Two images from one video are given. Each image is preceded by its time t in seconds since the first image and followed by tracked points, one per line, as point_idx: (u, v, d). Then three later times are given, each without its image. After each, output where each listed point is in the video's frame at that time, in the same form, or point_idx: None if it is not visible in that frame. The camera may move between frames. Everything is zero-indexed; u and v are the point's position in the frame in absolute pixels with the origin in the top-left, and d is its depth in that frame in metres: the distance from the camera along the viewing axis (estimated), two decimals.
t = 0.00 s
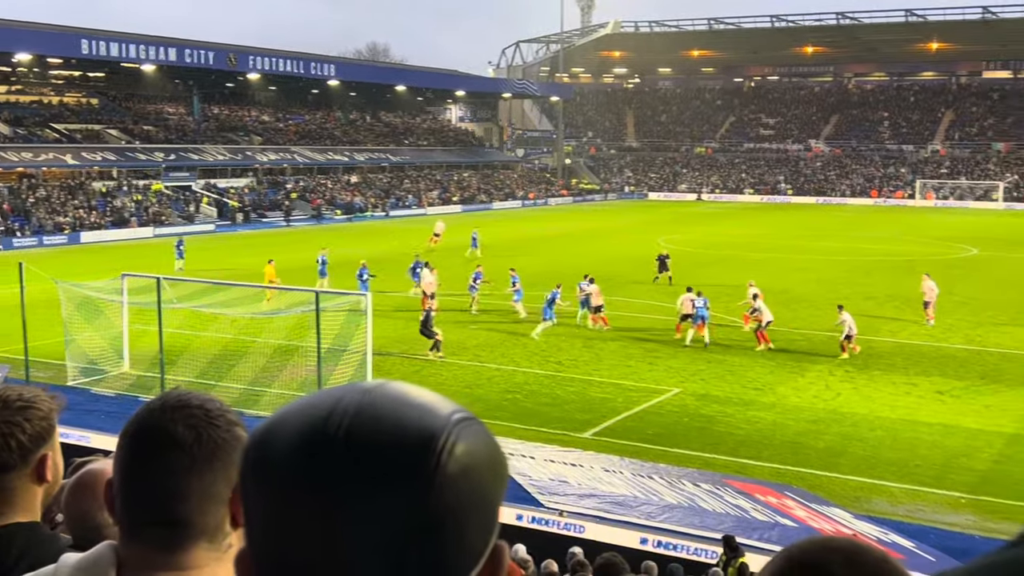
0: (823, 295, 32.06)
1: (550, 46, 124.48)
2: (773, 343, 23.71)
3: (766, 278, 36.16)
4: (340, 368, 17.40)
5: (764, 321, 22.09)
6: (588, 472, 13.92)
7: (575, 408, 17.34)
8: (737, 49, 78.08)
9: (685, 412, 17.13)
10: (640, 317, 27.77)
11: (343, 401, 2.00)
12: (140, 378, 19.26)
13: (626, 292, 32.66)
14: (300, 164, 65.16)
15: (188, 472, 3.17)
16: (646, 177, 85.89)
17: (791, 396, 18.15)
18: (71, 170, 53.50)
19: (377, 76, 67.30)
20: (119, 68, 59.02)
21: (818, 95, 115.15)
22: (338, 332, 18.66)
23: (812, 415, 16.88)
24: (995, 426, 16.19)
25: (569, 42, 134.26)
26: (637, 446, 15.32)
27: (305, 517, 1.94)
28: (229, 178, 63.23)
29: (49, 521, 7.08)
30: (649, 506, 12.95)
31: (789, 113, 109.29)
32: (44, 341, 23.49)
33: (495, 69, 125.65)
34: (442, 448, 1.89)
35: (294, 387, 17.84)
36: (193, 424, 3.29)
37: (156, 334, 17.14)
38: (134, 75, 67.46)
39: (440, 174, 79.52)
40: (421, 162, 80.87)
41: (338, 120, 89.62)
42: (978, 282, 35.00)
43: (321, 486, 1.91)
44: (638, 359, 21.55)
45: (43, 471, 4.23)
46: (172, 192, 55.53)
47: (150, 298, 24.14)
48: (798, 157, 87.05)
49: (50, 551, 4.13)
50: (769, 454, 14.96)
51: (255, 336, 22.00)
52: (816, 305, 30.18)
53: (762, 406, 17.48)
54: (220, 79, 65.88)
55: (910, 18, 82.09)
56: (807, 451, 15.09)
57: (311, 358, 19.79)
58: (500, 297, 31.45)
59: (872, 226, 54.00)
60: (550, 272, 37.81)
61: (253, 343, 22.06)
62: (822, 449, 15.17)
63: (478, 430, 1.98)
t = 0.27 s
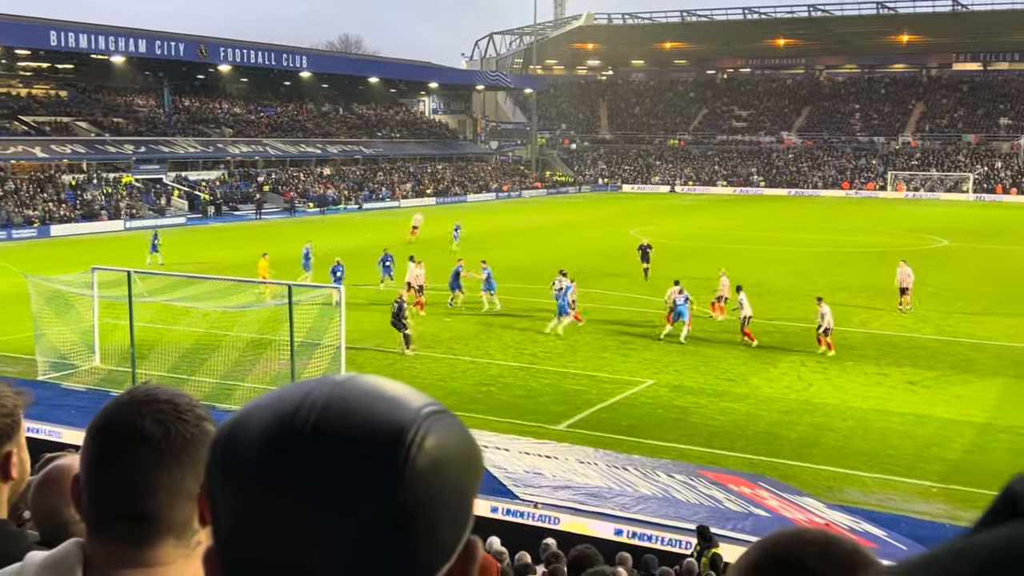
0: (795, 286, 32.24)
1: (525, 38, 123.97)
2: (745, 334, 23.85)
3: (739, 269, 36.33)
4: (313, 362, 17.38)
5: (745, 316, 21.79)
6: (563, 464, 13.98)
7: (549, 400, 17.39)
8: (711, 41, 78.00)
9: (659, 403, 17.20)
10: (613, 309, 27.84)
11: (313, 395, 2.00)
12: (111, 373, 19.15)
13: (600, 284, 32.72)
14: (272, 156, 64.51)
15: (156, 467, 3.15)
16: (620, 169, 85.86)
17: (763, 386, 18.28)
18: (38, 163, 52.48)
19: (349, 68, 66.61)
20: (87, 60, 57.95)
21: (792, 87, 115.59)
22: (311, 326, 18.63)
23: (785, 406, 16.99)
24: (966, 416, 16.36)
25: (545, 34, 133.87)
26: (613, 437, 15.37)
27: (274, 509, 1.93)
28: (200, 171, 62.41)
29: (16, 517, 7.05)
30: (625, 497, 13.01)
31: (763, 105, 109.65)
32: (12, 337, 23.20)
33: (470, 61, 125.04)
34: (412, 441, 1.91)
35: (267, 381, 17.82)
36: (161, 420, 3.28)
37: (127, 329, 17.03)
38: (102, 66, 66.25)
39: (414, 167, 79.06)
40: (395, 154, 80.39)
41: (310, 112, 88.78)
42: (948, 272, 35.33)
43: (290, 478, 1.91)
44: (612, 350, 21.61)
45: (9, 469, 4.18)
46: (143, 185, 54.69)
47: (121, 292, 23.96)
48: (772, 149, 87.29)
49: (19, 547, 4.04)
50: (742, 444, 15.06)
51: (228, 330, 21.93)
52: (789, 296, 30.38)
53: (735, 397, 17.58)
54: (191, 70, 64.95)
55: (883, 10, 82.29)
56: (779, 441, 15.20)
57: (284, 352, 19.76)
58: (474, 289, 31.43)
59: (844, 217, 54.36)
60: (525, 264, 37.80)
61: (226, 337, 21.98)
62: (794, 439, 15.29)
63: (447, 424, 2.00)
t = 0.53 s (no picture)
0: (779, 277, 32.32)
1: (509, 29, 123.49)
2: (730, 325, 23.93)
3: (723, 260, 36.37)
4: (298, 354, 17.41)
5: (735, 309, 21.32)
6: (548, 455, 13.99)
7: (533, 391, 17.42)
8: (695, 32, 77.88)
9: (644, 394, 17.25)
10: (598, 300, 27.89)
11: (295, 389, 1.95)
12: (94, 366, 19.09)
13: (585, 275, 32.74)
14: (256, 148, 64.06)
15: (132, 460, 3.09)
16: (604, 160, 85.79)
17: (748, 377, 18.36)
18: (18, 155, 51.78)
19: (333, 58, 66.10)
20: (67, 51, 57.17)
21: (775, 78, 115.79)
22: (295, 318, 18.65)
23: (769, 396, 17.06)
24: (948, 405, 16.47)
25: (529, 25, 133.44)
26: (599, 428, 15.40)
27: (255, 506, 1.89)
28: (183, 163, 61.81)
29: None
30: (611, 488, 13.03)
31: (746, 96, 109.60)
32: None
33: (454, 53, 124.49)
34: (394, 438, 1.85)
35: (252, 373, 17.83)
36: (138, 413, 3.21)
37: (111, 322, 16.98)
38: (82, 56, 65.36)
39: (398, 158, 78.70)
40: (379, 145, 80.00)
41: (293, 103, 88.13)
42: (930, 263, 35.50)
43: (269, 475, 1.87)
44: (597, 342, 21.66)
45: None
46: (126, 177, 54.09)
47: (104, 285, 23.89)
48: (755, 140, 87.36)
49: None
50: (727, 435, 15.10)
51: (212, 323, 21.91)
52: (773, 287, 30.48)
53: (719, 387, 17.64)
54: (173, 61, 64.25)
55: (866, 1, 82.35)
56: (763, 432, 15.26)
57: (268, 345, 19.77)
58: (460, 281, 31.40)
59: (828, 208, 54.48)
60: (510, 255, 37.78)
61: (210, 329, 21.97)
62: (778, 429, 15.35)
63: (433, 421, 1.93)
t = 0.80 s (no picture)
0: (760, 268, 32.43)
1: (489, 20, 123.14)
2: (710, 315, 24.00)
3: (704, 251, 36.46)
4: (278, 347, 17.42)
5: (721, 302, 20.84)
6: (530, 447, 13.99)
7: (516, 383, 17.40)
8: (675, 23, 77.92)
9: (626, 384, 17.27)
10: (579, 291, 27.94)
11: (269, 384, 1.87)
12: (73, 358, 18.97)
13: (567, 266, 32.77)
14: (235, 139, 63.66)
15: (106, 455, 2.99)
16: (585, 151, 85.85)
17: (730, 366, 18.41)
18: None
19: (313, 49, 65.62)
20: (43, 40, 56.36)
21: (754, 69, 116.20)
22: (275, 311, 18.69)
23: (750, 385, 17.13)
24: (927, 394, 16.58)
25: (509, 17, 133.17)
26: (581, 419, 15.42)
27: (226, 504, 1.80)
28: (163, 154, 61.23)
29: None
30: (593, 479, 13.03)
31: (726, 86, 109.85)
32: None
33: (434, 43, 123.96)
34: (371, 434, 1.76)
35: (232, 365, 17.83)
36: (113, 406, 3.10)
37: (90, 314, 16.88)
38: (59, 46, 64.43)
39: (378, 149, 78.39)
40: (360, 136, 79.74)
41: (272, 94, 87.50)
42: (909, 253, 35.72)
43: (240, 470, 1.78)
44: (579, 332, 21.68)
45: None
46: (104, 168, 53.38)
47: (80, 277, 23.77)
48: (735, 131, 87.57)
49: None
50: (709, 425, 15.12)
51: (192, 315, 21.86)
52: (753, 277, 30.56)
53: (700, 377, 17.70)
54: (151, 51, 63.58)
55: None
56: (745, 422, 15.28)
57: (249, 337, 19.78)
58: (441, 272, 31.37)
59: (809, 197, 54.68)
60: (491, 247, 37.74)
61: (189, 322, 21.92)
62: (759, 420, 15.39)
63: (415, 416, 1.85)
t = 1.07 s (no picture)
0: (737, 258, 32.59)
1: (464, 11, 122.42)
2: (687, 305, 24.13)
3: (681, 241, 36.57)
4: (254, 339, 17.49)
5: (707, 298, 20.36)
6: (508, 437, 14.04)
7: (493, 374, 17.43)
8: (652, 13, 77.82)
9: (604, 375, 17.34)
10: (556, 282, 28.00)
11: (246, 373, 1.95)
12: (47, 352, 18.89)
13: (544, 257, 32.82)
14: (210, 131, 63.00)
15: (81, 449, 2.98)
16: (562, 142, 85.75)
17: (706, 356, 18.52)
18: None
19: (287, 39, 64.95)
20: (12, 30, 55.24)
21: (728, 60, 116.58)
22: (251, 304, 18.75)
23: (727, 375, 17.25)
24: (902, 381, 16.74)
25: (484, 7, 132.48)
26: (558, 410, 15.49)
27: (208, 495, 1.87)
28: (135, 146, 60.33)
29: None
30: (571, 470, 13.08)
31: (702, 76, 109.89)
32: None
33: (410, 34, 123.18)
34: (346, 426, 1.84)
35: (208, 358, 17.85)
36: (86, 399, 3.09)
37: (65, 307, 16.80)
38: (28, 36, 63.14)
39: (354, 140, 77.92)
40: (335, 128, 79.17)
41: (246, 86, 86.54)
42: (884, 242, 36.02)
43: (218, 458, 1.86)
44: (556, 323, 21.74)
45: None
46: (77, 160, 52.51)
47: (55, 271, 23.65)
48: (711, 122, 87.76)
49: None
50: (686, 414, 15.21)
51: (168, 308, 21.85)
52: (729, 267, 30.72)
53: (677, 367, 17.80)
54: (124, 41, 62.59)
55: None
56: (721, 411, 15.39)
57: (225, 330, 19.81)
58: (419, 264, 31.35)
59: (787, 187, 54.88)
60: (469, 238, 37.71)
61: (165, 314, 21.90)
62: (735, 408, 15.49)
63: (389, 408, 1.93)
